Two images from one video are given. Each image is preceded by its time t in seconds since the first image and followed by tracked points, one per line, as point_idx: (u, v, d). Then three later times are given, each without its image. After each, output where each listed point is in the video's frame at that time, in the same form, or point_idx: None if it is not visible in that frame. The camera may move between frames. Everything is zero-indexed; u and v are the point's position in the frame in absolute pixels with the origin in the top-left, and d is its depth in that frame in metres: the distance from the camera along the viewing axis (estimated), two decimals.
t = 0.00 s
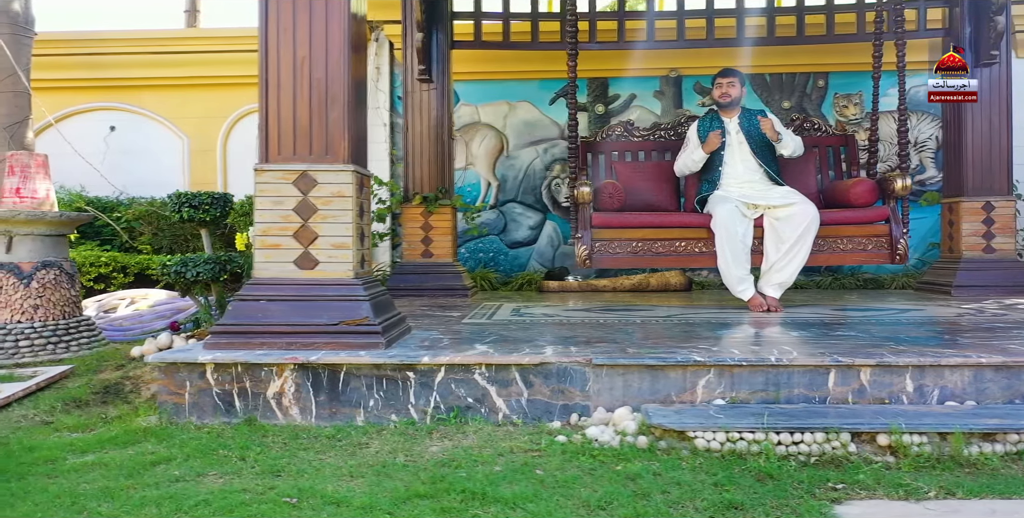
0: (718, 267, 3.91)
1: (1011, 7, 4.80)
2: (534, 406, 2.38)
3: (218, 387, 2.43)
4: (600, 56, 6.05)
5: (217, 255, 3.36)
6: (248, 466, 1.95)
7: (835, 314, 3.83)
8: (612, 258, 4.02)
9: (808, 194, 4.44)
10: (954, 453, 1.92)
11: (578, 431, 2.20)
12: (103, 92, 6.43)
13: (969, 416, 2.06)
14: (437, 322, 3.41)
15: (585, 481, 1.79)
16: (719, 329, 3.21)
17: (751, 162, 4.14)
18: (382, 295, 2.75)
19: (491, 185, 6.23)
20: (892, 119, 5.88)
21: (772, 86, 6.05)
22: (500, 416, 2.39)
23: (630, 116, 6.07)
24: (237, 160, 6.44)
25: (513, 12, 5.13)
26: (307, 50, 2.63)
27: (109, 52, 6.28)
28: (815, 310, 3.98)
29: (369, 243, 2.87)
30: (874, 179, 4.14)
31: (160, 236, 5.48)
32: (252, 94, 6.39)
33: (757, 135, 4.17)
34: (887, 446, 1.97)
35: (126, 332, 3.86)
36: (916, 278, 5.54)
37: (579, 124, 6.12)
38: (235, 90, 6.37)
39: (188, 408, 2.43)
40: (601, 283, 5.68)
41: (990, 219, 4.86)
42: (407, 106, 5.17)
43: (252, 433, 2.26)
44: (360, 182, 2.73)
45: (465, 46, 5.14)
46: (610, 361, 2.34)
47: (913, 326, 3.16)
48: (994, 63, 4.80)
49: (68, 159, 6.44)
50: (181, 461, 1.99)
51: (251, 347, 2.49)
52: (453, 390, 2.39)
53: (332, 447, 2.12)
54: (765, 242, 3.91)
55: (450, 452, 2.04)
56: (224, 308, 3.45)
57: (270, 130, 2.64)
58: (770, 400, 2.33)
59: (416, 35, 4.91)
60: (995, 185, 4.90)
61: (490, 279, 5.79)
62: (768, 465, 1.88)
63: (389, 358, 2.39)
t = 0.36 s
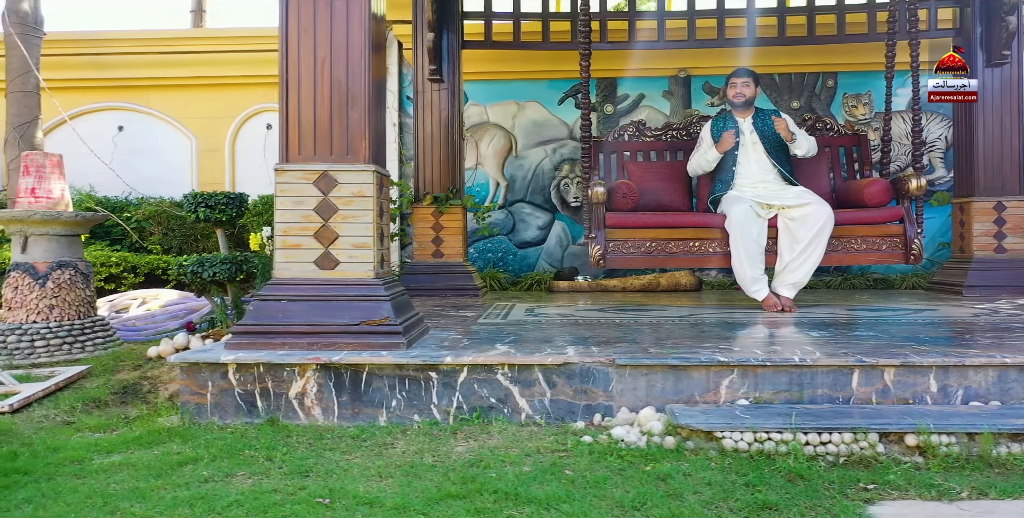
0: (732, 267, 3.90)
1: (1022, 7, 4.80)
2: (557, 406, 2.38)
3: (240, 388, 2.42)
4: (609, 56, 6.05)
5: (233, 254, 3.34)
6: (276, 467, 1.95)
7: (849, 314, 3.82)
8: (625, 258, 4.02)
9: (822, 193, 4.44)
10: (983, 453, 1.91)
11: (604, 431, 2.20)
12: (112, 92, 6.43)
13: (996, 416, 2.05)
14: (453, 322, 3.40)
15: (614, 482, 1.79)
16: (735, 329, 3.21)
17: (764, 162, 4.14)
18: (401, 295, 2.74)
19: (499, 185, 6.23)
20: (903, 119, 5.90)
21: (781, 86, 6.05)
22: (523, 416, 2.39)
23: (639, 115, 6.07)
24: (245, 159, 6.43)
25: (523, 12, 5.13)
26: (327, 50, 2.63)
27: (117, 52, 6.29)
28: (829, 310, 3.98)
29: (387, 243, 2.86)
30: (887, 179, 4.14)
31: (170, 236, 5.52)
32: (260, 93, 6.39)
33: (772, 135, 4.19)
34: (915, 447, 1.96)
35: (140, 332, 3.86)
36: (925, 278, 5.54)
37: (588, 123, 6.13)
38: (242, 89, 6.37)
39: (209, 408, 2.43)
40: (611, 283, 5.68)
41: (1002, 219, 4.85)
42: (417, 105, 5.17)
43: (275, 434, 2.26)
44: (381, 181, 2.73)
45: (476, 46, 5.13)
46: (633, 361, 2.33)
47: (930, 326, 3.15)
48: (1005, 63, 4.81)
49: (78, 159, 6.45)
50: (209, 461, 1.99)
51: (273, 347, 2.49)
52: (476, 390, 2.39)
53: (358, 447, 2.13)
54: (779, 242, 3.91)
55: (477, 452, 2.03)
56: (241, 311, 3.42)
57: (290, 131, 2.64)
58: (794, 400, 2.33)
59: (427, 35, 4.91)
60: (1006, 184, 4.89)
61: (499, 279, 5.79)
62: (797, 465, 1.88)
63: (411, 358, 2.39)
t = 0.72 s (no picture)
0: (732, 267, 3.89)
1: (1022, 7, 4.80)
2: (557, 406, 2.38)
3: (239, 388, 2.42)
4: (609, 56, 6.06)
5: (233, 254, 3.34)
6: (277, 466, 1.95)
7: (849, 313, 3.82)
8: (625, 258, 4.02)
9: (823, 193, 4.44)
10: (983, 453, 1.91)
11: (604, 431, 2.20)
12: (112, 92, 6.43)
13: (997, 416, 2.05)
14: (453, 321, 3.41)
15: (615, 482, 1.79)
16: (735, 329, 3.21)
17: (764, 162, 4.14)
18: (401, 296, 2.74)
19: (499, 185, 6.23)
20: (903, 119, 5.91)
21: (781, 86, 6.05)
22: (523, 416, 2.38)
23: (639, 115, 6.07)
24: (244, 159, 6.43)
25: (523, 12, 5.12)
26: (327, 49, 2.63)
27: (117, 52, 6.29)
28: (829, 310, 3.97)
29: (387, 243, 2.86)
30: (887, 180, 4.13)
31: (170, 236, 5.53)
32: (259, 93, 6.40)
33: (771, 136, 4.19)
34: (915, 447, 1.96)
35: (140, 332, 3.86)
36: (925, 278, 5.54)
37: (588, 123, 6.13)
38: (241, 90, 6.38)
39: (210, 408, 2.43)
40: (611, 283, 5.68)
41: (1002, 219, 4.85)
42: (417, 105, 5.17)
43: (275, 434, 2.26)
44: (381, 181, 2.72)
45: (475, 45, 5.13)
46: (633, 361, 2.33)
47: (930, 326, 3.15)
48: (1005, 63, 4.81)
49: (79, 159, 6.45)
50: (209, 461, 1.99)
51: (273, 347, 2.49)
52: (476, 390, 2.39)
53: (358, 447, 2.13)
54: (779, 242, 3.90)
55: (477, 452, 2.03)
56: (241, 311, 3.42)
57: (290, 130, 2.64)
58: (794, 400, 2.33)
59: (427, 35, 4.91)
60: (1006, 184, 4.89)
61: (499, 279, 5.79)
62: (797, 465, 1.88)
63: (411, 358, 2.39)
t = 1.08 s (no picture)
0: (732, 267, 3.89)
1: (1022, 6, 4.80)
2: (557, 406, 2.38)
3: (239, 388, 2.42)
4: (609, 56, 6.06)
5: (233, 254, 3.34)
6: (277, 466, 1.95)
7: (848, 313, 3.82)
8: (625, 258, 4.02)
9: (822, 193, 4.44)
10: (984, 453, 1.91)
11: (604, 432, 2.20)
12: (112, 92, 6.43)
13: (997, 416, 2.05)
14: (453, 321, 3.41)
15: (615, 482, 1.79)
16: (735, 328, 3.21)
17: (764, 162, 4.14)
18: (401, 296, 2.74)
19: (499, 185, 6.23)
20: (903, 119, 5.91)
21: (781, 86, 6.05)
22: (523, 416, 2.38)
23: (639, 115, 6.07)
24: (244, 159, 6.43)
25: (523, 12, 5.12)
26: (327, 48, 2.63)
27: (116, 51, 6.29)
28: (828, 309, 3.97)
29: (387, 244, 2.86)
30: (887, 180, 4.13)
31: (169, 236, 5.53)
32: (259, 93, 6.40)
33: (771, 136, 4.18)
34: (915, 447, 1.96)
35: (140, 332, 3.86)
36: (925, 278, 5.54)
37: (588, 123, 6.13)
38: (241, 90, 6.38)
39: (210, 409, 2.43)
40: (611, 283, 5.68)
41: (1002, 219, 4.85)
42: (417, 105, 5.17)
43: (275, 434, 2.26)
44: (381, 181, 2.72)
45: (475, 45, 5.13)
46: (634, 361, 2.33)
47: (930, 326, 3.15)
48: (1005, 63, 4.81)
49: (79, 159, 6.45)
50: (209, 461, 1.99)
51: (273, 347, 2.49)
52: (476, 390, 2.39)
53: (358, 447, 2.13)
54: (779, 242, 3.90)
55: (477, 452, 2.03)
56: (241, 311, 3.42)
57: (290, 130, 2.64)
58: (794, 400, 2.33)
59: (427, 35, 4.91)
60: (1006, 184, 4.89)
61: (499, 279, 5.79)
62: (797, 465, 1.88)
63: (411, 358, 2.38)
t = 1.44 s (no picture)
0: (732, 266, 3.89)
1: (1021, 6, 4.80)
2: (557, 406, 2.38)
3: (239, 388, 2.42)
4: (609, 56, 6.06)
5: (233, 254, 3.34)
6: (277, 466, 1.95)
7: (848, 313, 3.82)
8: (625, 258, 4.02)
9: (822, 193, 4.44)
10: (984, 453, 1.91)
11: (604, 432, 2.20)
12: (112, 92, 6.43)
13: (997, 416, 2.05)
14: (452, 321, 3.41)
15: (614, 482, 1.79)
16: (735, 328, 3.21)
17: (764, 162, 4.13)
18: (401, 296, 2.74)
19: (499, 185, 6.23)
20: (902, 119, 5.91)
21: (780, 86, 6.05)
22: (523, 416, 2.39)
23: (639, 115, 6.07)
24: (244, 159, 6.43)
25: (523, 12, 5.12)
26: (327, 48, 2.63)
27: (116, 51, 6.29)
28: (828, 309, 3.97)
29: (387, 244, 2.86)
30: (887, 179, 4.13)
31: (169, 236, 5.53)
32: (259, 93, 6.39)
33: (771, 135, 4.18)
34: (915, 446, 1.96)
35: (139, 332, 3.86)
36: (925, 278, 5.54)
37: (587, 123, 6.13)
38: (240, 90, 6.38)
39: (210, 408, 2.43)
40: (611, 283, 5.68)
41: (1002, 219, 4.85)
42: (416, 105, 5.17)
43: (275, 434, 2.26)
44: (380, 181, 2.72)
45: (475, 45, 5.13)
46: (634, 361, 2.33)
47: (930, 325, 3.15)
48: (1004, 63, 4.81)
49: (79, 159, 6.45)
50: (209, 461, 1.99)
51: (273, 347, 2.49)
52: (476, 390, 2.39)
53: (358, 447, 2.13)
54: (779, 242, 3.90)
55: (477, 452, 2.03)
56: (241, 311, 3.42)
57: (290, 129, 2.64)
58: (794, 400, 2.33)
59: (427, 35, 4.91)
60: (1006, 184, 4.89)
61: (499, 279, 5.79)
62: (797, 465, 1.88)
63: (411, 359, 2.39)
